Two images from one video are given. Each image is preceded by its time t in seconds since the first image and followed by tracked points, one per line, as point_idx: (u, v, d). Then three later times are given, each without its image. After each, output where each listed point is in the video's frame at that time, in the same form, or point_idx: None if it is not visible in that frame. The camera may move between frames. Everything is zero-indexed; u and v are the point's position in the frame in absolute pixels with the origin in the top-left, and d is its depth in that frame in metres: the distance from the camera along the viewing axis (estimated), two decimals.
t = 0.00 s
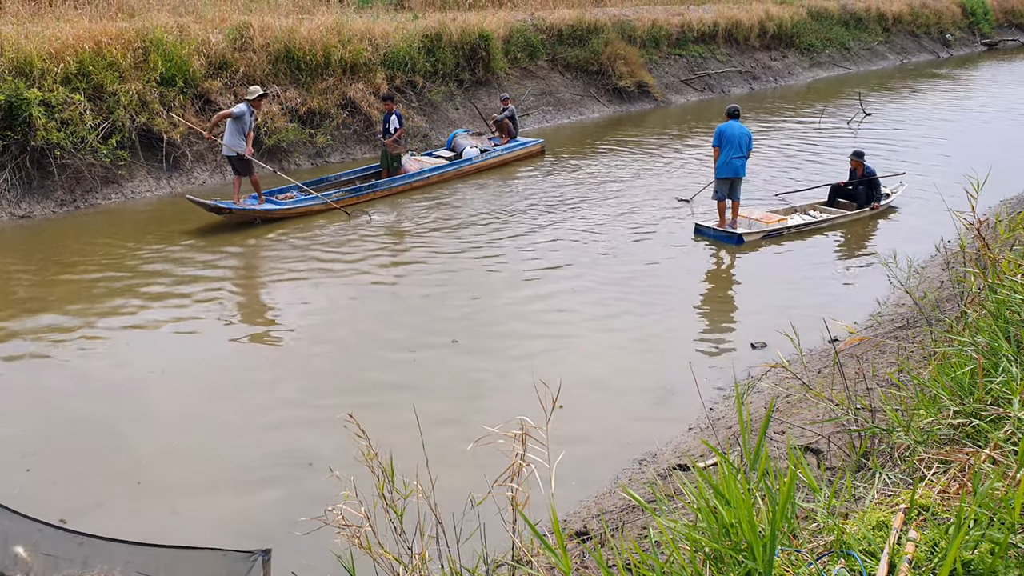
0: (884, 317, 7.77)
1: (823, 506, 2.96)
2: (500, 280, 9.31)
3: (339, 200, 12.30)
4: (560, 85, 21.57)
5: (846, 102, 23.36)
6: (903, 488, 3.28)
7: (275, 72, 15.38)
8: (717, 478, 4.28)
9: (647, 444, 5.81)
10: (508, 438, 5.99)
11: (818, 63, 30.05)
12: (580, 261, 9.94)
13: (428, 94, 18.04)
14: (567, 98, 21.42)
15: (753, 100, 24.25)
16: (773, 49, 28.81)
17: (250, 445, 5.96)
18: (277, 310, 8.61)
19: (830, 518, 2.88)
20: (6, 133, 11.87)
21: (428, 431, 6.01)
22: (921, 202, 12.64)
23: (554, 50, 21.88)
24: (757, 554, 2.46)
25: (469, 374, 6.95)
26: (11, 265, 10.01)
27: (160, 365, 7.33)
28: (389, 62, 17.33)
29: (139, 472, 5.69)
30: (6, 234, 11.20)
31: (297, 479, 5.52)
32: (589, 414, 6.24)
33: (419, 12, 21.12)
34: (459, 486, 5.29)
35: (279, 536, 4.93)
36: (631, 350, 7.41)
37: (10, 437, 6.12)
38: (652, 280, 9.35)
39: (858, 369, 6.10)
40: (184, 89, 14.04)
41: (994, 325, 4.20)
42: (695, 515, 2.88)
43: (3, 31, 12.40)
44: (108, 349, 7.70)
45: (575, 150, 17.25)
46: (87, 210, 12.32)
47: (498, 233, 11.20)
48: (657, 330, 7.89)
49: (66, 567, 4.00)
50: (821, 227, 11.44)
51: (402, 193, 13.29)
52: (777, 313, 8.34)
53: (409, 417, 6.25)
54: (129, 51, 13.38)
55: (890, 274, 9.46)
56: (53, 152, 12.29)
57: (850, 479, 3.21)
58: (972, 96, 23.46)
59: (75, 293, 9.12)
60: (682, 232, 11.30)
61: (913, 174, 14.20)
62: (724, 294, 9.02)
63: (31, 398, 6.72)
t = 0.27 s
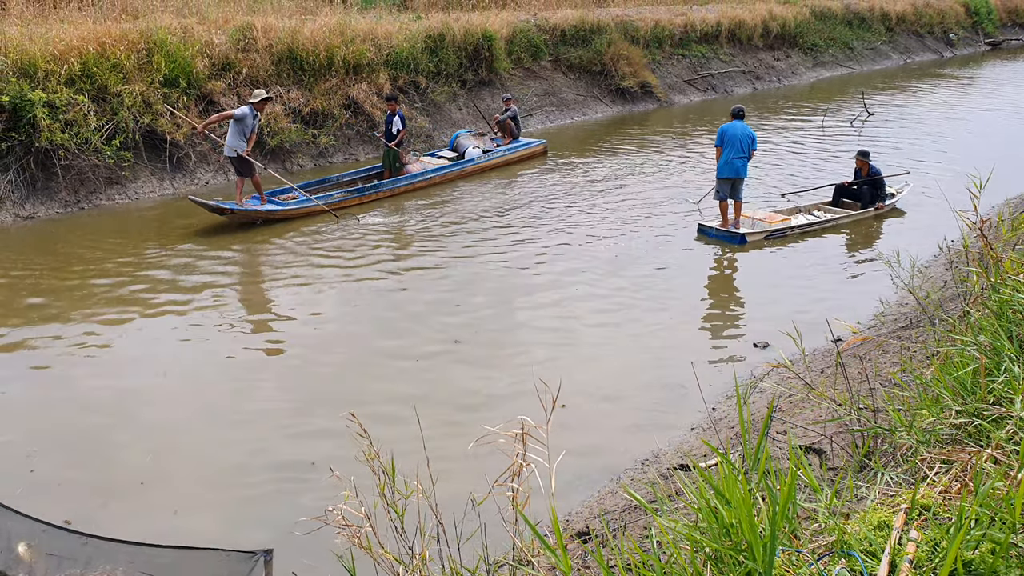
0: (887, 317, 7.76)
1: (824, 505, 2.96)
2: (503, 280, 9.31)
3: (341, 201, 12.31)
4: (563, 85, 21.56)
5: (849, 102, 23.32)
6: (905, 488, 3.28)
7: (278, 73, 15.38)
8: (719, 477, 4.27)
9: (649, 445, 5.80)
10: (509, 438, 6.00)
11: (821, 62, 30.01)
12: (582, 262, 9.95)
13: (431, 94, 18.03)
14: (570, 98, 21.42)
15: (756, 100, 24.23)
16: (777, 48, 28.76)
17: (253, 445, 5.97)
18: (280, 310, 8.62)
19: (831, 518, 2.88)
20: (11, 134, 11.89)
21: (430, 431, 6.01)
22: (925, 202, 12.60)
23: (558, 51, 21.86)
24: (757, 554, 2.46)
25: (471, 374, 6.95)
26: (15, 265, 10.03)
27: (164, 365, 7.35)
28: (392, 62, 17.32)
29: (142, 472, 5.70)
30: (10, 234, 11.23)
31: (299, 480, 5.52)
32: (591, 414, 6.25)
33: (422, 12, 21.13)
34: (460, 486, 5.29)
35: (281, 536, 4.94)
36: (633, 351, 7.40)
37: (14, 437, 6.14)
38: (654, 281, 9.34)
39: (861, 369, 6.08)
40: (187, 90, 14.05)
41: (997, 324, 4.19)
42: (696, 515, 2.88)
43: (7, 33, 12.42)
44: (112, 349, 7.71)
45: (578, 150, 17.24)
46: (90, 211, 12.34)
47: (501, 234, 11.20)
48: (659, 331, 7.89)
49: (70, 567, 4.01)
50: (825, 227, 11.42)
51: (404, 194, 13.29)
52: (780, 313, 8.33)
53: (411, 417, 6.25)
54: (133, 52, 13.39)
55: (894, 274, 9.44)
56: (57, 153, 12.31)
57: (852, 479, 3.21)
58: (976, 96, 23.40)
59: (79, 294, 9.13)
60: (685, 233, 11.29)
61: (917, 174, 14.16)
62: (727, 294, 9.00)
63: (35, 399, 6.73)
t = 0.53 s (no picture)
0: (889, 316, 7.75)
1: (824, 504, 2.95)
2: (504, 280, 9.31)
3: (342, 201, 12.32)
4: (565, 85, 21.55)
5: (852, 100, 23.29)
6: (906, 487, 3.28)
7: (280, 73, 15.38)
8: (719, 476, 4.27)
9: (650, 444, 5.80)
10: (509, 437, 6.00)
11: (823, 61, 29.98)
12: (584, 261, 9.95)
13: (433, 94, 18.03)
14: (572, 98, 21.41)
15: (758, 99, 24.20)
16: (779, 47, 28.73)
17: (254, 445, 5.97)
18: (282, 310, 8.63)
19: (831, 517, 2.88)
20: (13, 135, 11.91)
21: (431, 431, 6.02)
22: (928, 200, 12.58)
23: (559, 50, 21.85)
24: (757, 553, 2.46)
25: (473, 374, 6.96)
26: (17, 266, 10.05)
27: (166, 365, 7.36)
28: (394, 62, 17.32)
29: (145, 472, 5.71)
30: (12, 235, 11.24)
31: (300, 480, 5.53)
32: (592, 414, 6.25)
33: (424, 12, 21.14)
34: (461, 486, 5.30)
35: (282, 535, 4.94)
36: (635, 350, 7.41)
37: (17, 437, 6.15)
38: (656, 280, 9.34)
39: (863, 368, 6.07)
40: (190, 90, 14.07)
41: (998, 322, 4.18)
42: (696, 514, 2.89)
43: (10, 33, 12.44)
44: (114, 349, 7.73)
45: (580, 150, 17.24)
46: (93, 211, 12.36)
47: (503, 233, 11.20)
48: (660, 330, 7.89)
49: (72, 567, 4.02)
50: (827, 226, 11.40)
51: (405, 194, 13.29)
52: (782, 313, 8.32)
53: (412, 417, 6.26)
54: (135, 52, 13.41)
55: (897, 273, 9.42)
56: (60, 153, 12.32)
57: (852, 478, 3.21)
58: (979, 95, 23.37)
59: (81, 294, 9.15)
60: (688, 232, 11.28)
61: (920, 173, 14.14)
62: (729, 294, 9.00)
63: (38, 399, 6.74)
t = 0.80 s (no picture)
0: (889, 315, 7.75)
1: (823, 502, 2.96)
2: (504, 280, 9.31)
3: (340, 201, 12.32)
4: (565, 84, 21.55)
5: (852, 100, 23.29)
6: (905, 485, 3.28)
7: (280, 73, 15.37)
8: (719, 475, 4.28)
9: (650, 444, 5.80)
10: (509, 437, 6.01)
11: (823, 60, 29.98)
12: (584, 261, 9.95)
13: (433, 93, 18.04)
14: (572, 97, 21.42)
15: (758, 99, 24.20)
16: (779, 46, 28.73)
17: (255, 444, 5.98)
18: (282, 310, 8.63)
19: (830, 515, 2.89)
20: (13, 136, 11.91)
21: (431, 430, 6.02)
22: (929, 200, 12.58)
23: (559, 50, 21.85)
24: (755, 551, 2.46)
25: (473, 374, 6.96)
26: (17, 266, 10.05)
27: (166, 365, 7.36)
28: (393, 62, 17.32)
29: (145, 472, 5.71)
30: (12, 235, 11.24)
31: (301, 479, 5.53)
32: (592, 413, 6.25)
33: (424, 11, 21.14)
34: (461, 485, 5.30)
35: (282, 535, 4.95)
36: (635, 349, 7.41)
37: (18, 437, 6.15)
38: (655, 279, 9.34)
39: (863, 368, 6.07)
40: (190, 91, 14.07)
41: (998, 321, 4.18)
42: (696, 513, 2.89)
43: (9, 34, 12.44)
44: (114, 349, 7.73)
45: (580, 149, 17.24)
46: (93, 211, 12.36)
47: (502, 233, 11.20)
48: (659, 329, 7.89)
49: (73, 567, 4.02)
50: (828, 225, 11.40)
51: (404, 194, 13.30)
52: (783, 312, 8.32)
53: (412, 416, 6.26)
54: (134, 53, 13.41)
55: (898, 272, 9.42)
56: (59, 153, 12.33)
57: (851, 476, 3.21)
58: (979, 94, 23.37)
59: (82, 294, 9.16)
60: (688, 231, 11.28)
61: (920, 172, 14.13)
62: (730, 293, 9.00)
63: (39, 399, 6.75)
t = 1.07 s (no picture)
0: (888, 314, 7.75)
1: (821, 501, 2.96)
2: (503, 279, 9.30)
3: (339, 201, 12.32)
4: (564, 83, 21.54)
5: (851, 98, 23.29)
6: (904, 483, 3.28)
7: (279, 72, 15.36)
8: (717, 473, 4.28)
9: (649, 443, 5.80)
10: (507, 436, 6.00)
11: (822, 60, 29.97)
12: (583, 260, 9.95)
13: (432, 93, 18.04)
14: (571, 97, 21.42)
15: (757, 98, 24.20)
16: (778, 46, 28.72)
17: (253, 444, 5.97)
18: (281, 310, 8.63)
19: (828, 513, 2.89)
20: (12, 135, 11.91)
21: (429, 430, 6.02)
22: (928, 199, 12.57)
23: (558, 49, 21.83)
24: (753, 549, 2.46)
25: (472, 373, 6.96)
26: (16, 266, 10.04)
27: (164, 365, 7.36)
28: (392, 61, 17.31)
29: (144, 471, 5.71)
30: (11, 235, 11.23)
31: (299, 478, 5.53)
32: (591, 412, 6.25)
33: (423, 11, 21.12)
34: (459, 484, 5.30)
35: (280, 534, 4.95)
36: (633, 348, 7.41)
37: (17, 437, 6.15)
38: (654, 279, 9.34)
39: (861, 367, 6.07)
40: (188, 90, 14.06)
41: (996, 320, 4.18)
42: (694, 511, 2.90)
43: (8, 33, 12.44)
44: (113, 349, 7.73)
45: (579, 149, 17.23)
46: (92, 211, 12.35)
47: (501, 233, 11.20)
48: (658, 329, 7.89)
49: (71, 566, 4.01)
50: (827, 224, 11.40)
51: (403, 193, 13.30)
52: (781, 311, 8.32)
53: (411, 415, 6.26)
54: (133, 52, 13.40)
55: (897, 271, 9.42)
56: (58, 153, 12.32)
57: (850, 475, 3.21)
58: (978, 92, 23.36)
59: (81, 294, 9.16)
60: (687, 231, 11.28)
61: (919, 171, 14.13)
62: (729, 292, 9.00)
63: (38, 398, 6.75)
